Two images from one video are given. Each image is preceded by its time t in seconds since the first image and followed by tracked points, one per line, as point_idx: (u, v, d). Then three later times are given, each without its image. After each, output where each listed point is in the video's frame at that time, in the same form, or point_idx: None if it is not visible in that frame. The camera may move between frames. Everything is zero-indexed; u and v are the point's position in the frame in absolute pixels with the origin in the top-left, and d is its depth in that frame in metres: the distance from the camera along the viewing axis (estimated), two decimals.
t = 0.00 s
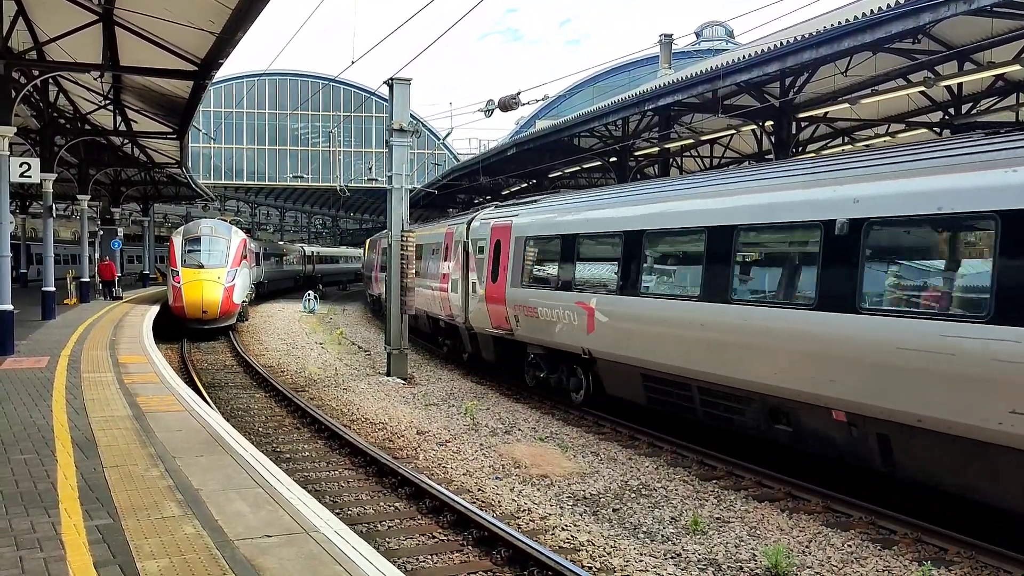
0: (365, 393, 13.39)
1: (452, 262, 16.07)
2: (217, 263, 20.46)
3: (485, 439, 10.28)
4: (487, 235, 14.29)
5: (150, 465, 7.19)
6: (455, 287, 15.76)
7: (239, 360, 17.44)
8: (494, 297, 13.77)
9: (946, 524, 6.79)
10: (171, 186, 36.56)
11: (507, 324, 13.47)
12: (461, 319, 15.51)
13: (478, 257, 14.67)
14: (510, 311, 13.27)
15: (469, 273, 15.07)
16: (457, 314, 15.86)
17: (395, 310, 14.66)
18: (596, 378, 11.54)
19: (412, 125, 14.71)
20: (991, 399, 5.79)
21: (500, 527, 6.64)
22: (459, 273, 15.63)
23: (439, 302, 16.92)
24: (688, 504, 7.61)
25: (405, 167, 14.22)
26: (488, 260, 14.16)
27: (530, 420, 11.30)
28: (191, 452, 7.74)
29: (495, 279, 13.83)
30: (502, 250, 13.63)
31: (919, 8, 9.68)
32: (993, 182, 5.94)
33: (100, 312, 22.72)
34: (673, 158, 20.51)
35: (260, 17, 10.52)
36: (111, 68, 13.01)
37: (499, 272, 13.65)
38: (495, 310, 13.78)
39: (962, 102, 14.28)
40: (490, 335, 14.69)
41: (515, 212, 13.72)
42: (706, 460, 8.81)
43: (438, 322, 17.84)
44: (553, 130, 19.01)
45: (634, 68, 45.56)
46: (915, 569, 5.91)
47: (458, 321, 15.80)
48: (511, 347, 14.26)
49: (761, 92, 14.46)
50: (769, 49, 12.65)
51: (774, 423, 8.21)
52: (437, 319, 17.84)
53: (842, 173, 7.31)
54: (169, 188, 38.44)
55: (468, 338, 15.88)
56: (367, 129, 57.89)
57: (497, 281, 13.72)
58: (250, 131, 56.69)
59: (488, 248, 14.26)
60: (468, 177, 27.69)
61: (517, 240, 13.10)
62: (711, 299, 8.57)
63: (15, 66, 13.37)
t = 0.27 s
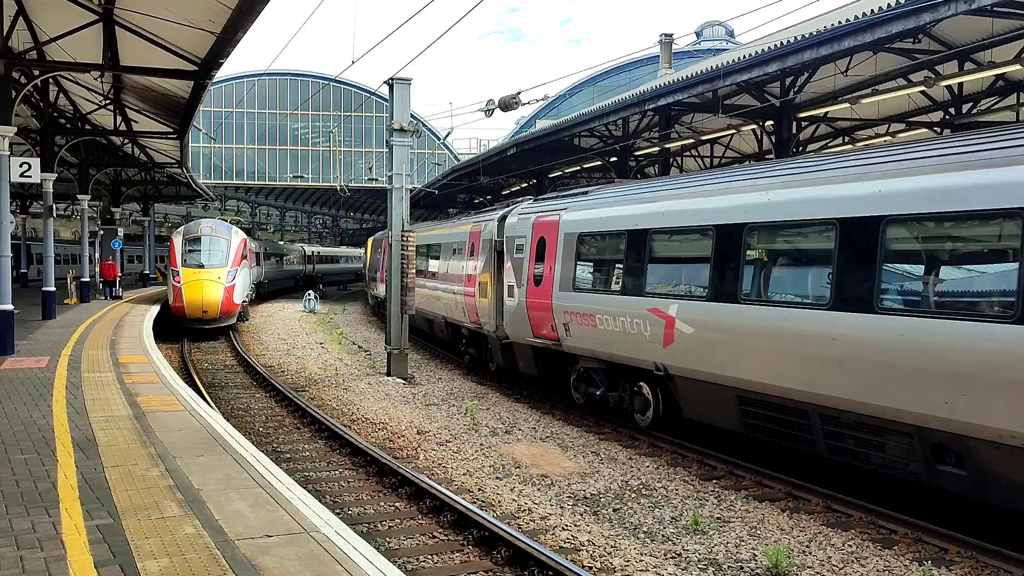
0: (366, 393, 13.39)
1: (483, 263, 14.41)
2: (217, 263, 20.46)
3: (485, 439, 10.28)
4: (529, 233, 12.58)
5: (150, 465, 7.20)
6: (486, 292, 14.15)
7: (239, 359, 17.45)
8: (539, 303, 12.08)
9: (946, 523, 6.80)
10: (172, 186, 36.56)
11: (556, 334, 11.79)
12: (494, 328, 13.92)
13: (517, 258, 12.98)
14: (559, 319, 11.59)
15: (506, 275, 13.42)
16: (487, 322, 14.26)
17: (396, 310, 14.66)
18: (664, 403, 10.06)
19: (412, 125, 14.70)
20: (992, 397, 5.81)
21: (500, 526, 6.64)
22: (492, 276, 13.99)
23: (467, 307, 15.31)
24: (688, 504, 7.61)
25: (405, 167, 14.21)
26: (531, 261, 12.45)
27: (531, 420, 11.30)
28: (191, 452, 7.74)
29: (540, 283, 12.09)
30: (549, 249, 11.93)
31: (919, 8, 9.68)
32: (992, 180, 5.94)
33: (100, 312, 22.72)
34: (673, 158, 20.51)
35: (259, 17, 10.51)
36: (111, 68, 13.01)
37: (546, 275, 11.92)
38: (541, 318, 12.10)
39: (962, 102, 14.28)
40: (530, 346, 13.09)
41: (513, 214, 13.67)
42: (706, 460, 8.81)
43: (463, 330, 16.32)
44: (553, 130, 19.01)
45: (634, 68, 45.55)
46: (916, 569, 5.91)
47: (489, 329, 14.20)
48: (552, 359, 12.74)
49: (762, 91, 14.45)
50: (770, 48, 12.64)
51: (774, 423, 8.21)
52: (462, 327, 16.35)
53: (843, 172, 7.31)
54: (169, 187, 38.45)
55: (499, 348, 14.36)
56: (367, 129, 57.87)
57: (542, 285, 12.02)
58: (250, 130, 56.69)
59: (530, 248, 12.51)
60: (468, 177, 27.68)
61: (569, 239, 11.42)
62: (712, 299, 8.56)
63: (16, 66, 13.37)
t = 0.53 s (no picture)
0: (366, 393, 13.40)
1: (524, 263, 12.60)
2: (217, 263, 20.46)
3: (485, 439, 10.28)
4: (587, 227, 10.84)
5: (150, 465, 7.20)
6: (528, 296, 12.38)
7: (239, 359, 17.45)
8: (601, 310, 10.33)
9: (945, 523, 6.80)
10: (172, 186, 36.55)
11: (623, 347, 10.02)
12: (537, 336, 12.23)
13: (569, 257, 11.23)
14: (627, 330, 9.82)
15: (557, 277, 11.61)
16: (528, 330, 12.50)
17: (395, 310, 14.66)
18: (765, 434, 8.46)
19: (412, 125, 14.71)
20: (994, 397, 5.78)
21: (500, 526, 6.63)
22: (536, 277, 12.24)
23: (502, 313, 13.60)
24: (688, 504, 7.61)
25: (405, 167, 14.21)
26: (590, 261, 10.68)
27: (531, 420, 11.30)
28: (191, 452, 7.74)
29: (603, 287, 10.32)
30: (613, 248, 10.20)
31: (919, 8, 9.67)
32: (992, 178, 5.90)
33: (99, 312, 22.74)
34: (673, 158, 20.52)
35: (260, 17, 10.51)
36: (111, 69, 13.03)
37: (611, 277, 10.17)
38: (602, 328, 10.36)
39: (962, 102, 14.29)
40: (584, 359, 11.36)
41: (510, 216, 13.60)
42: (706, 461, 8.80)
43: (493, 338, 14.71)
44: (553, 130, 19.02)
45: (634, 68, 45.57)
46: (916, 569, 5.90)
47: (531, 338, 12.48)
48: (609, 374, 11.12)
49: (762, 91, 14.45)
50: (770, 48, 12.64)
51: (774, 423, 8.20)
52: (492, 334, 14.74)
53: (843, 171, 7.28)
54: (169, 188, 38.48)
55: (540, 359, 12.74)
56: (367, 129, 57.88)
57: (606, 289, 10.28)
58: (250, 130, 56.70)
59: (589, 245, 10.74)
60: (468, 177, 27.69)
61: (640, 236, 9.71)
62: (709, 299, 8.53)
63: (16, 66, 13.37)
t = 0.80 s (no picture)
0: (366, 394, 13.40)
1: (580, 262, 10.82)
2: (217, 263, 20.46)
3: (485, 440, 10.28)
4: (666, 221, 9.11)
5: (150, 465, 7.20)
6: (586, 302, 10.64)
7: (239, 360, 17.45)
8: (683, 320, 8.68)
9: (945, 522, 6.80)
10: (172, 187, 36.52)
11: (719, 365, 8.32)
12: (595, 348, 10.55)
13: (645, 257, 9.43)
14: (724, 344, 8.14)
15: (626, 280, 9.86)
16: (584, 342, 10.80)
17: (395, 310, 14.65)
18: (914, 475, 6.91)
19: (412, 125, 14.71)
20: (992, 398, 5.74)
21: (500, 527, 6.63)
22: (596, 280, 10.48)
23: (548, 321, 11.94)
24: (688, 505, 7.61)
25: (405, 167, 14.21)
26: (671, 260, 8.95)
27: (531, 420, 11.30)
28: (190, 452, 7.74)
29: (694, 292, 8.55)
30: (705, 246, 8.43)
31: (919, 8, 9.67)
32: (989, 176, 5.84)
33: (99, 313, 22.74)
34: (673, 158, 20.52)
35: (260, 17, 10.51)
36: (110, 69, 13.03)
37: (705, 280, 8.39)
38: (685, 340, 8.69)
39: (962, 102, 14.30)
40: (659, 376, 9.65)
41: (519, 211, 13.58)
42: (706, 461, 8.79)
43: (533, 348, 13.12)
44: (552, 130, 19.02)
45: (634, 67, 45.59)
46: (916, 569, 5.90)
47: (588, 351, 10.77)
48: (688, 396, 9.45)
49: (762, 91, 14.44)
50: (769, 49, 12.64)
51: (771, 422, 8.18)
52: (532, 344, 13.17)
53: (841, 168, 7.18)
54: (168, 188, 38.49)
55: (596, 377, 11.14)
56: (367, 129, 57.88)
57: (694, 294, 8.55)
58: (250, 131, 56.70)
59: (670, 241, 8.98)
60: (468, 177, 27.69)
61: (740, 231, 7.99)
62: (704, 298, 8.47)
63: (15, 66, 13.36)
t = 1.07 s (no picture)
0: (366, 394, 13.40)
1: (656, 266, 9.19)
2: (217, 264, 20.46)
3: (485, 440, 10.28)
4: (718, 218, 8.37)
5: (150, 467, 7.19)
6: (668, 312, 8.91)
7: (239, 361, 17.45)
8: (620, 311, 9.97)
9: (946, 524, 6.78)
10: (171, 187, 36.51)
11: (863, 390, 6.74)
12: (677, 368, 8.86)
13: (755, 256, 7.80)
14: (877, 366, 6.55)
15: (724, 285, 8.22)
16: (662, 360, 9.12)
17: (395, 311, 14.64)
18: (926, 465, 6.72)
19: (412, 126, 14.71)
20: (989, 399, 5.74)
21: (500, 528, 6.62)
22: (679, 285, 8.82)
23: (612, 335, 10.24)
24: (688, 505, 7.60)
25: (405, 168, 14.22)
26: (794, 261, 7.34)
27: (531, 421, 11.29)
28: (190, 453, 7.75)
29: (829, 301, 6.97)
30: (844, 238, 6.87)
31: (918, 9, 9.68)
32: (991, 175, 5.82)
33: (99, 314, 22.77)
34: (672, 158, 20.52)
35: (259, 18, 10.51)
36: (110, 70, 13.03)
37: (846, 284, 6.84)
38: (826, 361, 6.99)
39: (961, 102, 14.32)
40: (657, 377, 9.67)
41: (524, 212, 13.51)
42: (706, 462, 8.79)
43: (590, 366, 11.32)
44: (552, 131, 19.02)
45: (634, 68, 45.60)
46: (916, 570, 5.90)
47: (668, 371, 9.05)
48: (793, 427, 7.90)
49: (761, 92, 14.44)
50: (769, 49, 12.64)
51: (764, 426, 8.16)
52: (584, 359, 11.46)
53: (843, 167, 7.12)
54: (168, 189, 38.51)
55: (676, 400, 9.25)
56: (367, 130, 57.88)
57: (829, 302, 6.97)
58: (250, 131, 56.72)
59: (791, 239, 7.40)
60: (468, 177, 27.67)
61: (895, 225, 6.46)
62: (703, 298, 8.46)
63: (15, 67, 13.36)
